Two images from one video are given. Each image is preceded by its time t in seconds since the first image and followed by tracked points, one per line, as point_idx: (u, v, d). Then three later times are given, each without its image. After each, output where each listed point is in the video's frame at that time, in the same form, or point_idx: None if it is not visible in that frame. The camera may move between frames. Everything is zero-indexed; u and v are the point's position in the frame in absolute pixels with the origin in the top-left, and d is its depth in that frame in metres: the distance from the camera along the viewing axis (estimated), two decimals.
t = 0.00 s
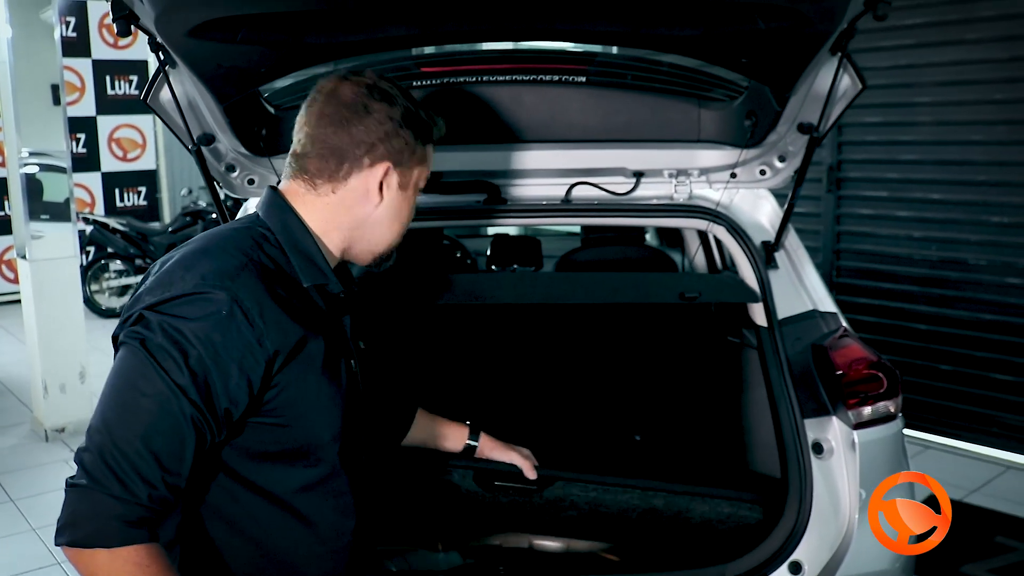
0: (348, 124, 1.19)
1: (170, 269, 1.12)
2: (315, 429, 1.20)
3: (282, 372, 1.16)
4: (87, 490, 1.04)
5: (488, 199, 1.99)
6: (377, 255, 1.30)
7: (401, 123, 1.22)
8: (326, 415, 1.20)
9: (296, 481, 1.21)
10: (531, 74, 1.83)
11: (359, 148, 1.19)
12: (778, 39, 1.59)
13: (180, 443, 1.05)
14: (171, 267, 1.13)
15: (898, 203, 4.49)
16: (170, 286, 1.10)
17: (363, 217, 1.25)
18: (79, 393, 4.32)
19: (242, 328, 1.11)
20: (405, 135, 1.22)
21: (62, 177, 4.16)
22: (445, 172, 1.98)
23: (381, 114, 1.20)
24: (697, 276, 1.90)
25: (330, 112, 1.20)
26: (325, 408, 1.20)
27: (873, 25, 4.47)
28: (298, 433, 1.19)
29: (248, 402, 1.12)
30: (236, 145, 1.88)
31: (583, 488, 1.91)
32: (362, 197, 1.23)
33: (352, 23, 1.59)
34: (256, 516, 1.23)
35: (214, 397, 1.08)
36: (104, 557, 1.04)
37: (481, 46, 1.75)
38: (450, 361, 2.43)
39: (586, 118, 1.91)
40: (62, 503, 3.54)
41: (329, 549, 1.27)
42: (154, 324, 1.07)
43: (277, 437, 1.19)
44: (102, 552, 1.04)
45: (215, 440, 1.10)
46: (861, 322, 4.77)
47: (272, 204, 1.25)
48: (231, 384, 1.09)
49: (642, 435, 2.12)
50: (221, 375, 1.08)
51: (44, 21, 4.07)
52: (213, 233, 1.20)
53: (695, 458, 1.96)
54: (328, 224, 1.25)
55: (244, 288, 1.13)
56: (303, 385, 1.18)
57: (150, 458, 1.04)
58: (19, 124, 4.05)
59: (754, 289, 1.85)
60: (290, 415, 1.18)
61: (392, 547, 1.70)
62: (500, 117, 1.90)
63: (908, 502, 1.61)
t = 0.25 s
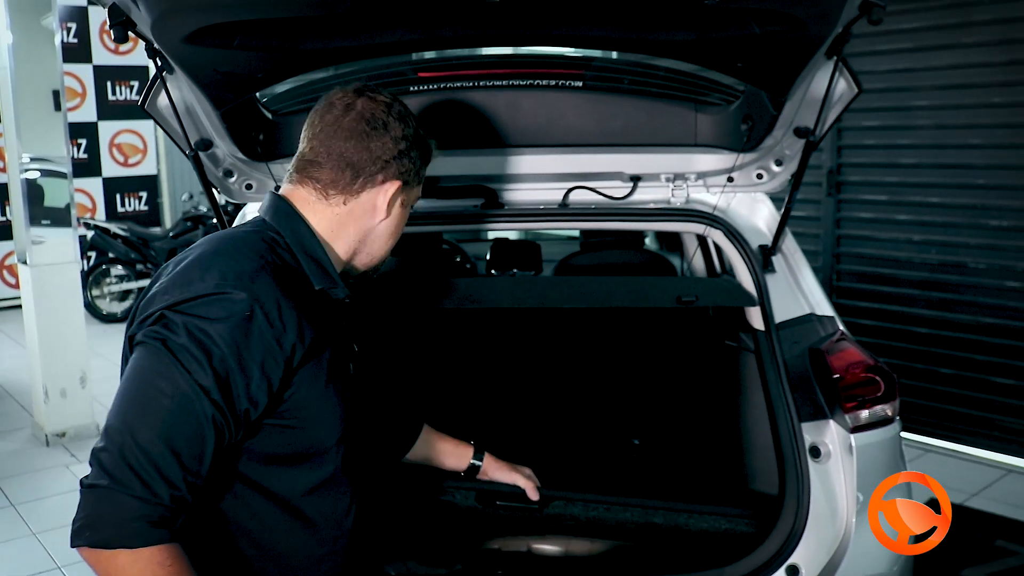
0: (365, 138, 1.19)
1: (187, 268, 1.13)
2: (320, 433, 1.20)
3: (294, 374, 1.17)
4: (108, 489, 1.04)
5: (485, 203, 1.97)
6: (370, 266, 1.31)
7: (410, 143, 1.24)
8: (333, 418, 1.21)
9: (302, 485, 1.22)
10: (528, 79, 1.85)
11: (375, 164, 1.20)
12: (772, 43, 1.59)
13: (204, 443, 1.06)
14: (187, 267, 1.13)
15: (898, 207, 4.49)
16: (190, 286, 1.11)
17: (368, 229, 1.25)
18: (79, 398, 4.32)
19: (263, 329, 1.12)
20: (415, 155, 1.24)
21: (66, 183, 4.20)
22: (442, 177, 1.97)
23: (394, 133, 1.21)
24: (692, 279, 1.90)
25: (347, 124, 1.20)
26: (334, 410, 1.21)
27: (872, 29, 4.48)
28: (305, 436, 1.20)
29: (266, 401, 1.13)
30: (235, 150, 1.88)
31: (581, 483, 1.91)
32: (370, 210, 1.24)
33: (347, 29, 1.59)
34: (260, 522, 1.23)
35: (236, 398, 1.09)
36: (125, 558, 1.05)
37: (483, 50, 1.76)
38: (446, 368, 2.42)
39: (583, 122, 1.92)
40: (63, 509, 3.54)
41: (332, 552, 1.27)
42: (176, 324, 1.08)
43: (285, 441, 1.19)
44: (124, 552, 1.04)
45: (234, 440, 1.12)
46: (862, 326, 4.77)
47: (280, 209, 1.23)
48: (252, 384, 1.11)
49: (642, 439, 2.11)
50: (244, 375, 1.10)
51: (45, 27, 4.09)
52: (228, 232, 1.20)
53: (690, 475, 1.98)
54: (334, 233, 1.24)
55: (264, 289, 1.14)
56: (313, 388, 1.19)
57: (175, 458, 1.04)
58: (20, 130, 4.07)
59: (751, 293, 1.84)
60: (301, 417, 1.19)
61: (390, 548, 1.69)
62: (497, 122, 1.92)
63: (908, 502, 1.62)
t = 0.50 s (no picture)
0: (366, 137, 1.19)
1: (200, 270, 1.12)
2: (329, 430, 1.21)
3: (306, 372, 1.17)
4: (130, 494, 1.03)
5: (485, 203, 1.97)
6: (369, 262, 1.31)
7: (408, 140, 1.24)
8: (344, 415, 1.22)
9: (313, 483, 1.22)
10: (528, 78, 1.86)
11: (377, 162, 1.20)
12: (771, 43, 1.59)
13: (224, 444, 1.06)
14: (199, 269, 1.12)
15: (899, 208, 4.48)
16: (204, 288, 1.10)
17: (370, 226, 1.26)
18: (81, 399, 4.32)
19: (279, 329, 1.12)
20: (414, 152, 1.25)
21: (67, 185, 4.18)
22: (442, 177, 1.97)
23: (393, 130, 1.21)
24: (691, 279, 1.89)
25: (347, 123, 1.19)
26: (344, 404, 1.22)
27: (874, 30, 4.47)
28: (314, 435, 1.20)
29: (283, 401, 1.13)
30: (235, 151, 1.88)
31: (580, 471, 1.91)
32: (371, 208, 1.24)
33: (346, 29, 1.60)
34: (273, 522, 1.23)
35: (255, 399, 1.09)
36: (151, 562, 1.04)
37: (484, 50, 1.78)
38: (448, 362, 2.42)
39: (583, 122, 1.92)
40: (64, 510, 3.54)
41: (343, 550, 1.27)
42: (192, 326, 1.07)
43: (296, 439, 1.19)
44: (149, 558, 1.04)
45: (252, 440, 1.11)
46: (864, 327, 4.76)
47: (284, 208, 1.23)
48: (270, 384, 1.10)
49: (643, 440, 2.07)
50: (263, 376, 1.09)
51: (48, 29, 4.10)
52: (239, 232, 1.19)
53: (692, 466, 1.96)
54: (336, 231, 1.24)
55: (280, 289, 1.14)
56: (325, 384, 1.19)
57: (196, 460, 1.04)
58: (22, 131, 4.07)
59: (751, 294, 1.84)
60: (315, 414, 1.19)
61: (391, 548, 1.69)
62: (496, 122, 1.92)
63: (909, 502, 1.62)
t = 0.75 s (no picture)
0: (351, 130, 1.19)
1: (192, 272, 1.12)
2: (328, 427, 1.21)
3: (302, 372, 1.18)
4: (128, 498, 1.03)
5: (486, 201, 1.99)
6: (363, 255, 1.32)
7: (395, 129, 1.23)
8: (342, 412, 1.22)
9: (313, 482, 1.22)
10: (528, 77, 1.84)
11: (363, 155, 1.20)
12: (771, 40, 1.59)
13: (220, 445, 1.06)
14: (190, 271, 1.12)
15: (901, 206, 4.48)
16: (196, 290, 1.10)
17: (360, 219, 1.26)
18: (83, 397, 4.34)
19: (273, 329, 1.12)
20: (400, 142, 1.24)
21: (69, 183, 4.18)
22: (443, 175, 1.98)
23: (378, 120, 1.21)
24: (692, 278, 1.88)
25: (331, 117, 1.19)
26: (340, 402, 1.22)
27: (875, 28, 4.47)
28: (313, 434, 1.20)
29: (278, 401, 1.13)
30: (235, 149, 1.89)
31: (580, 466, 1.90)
32: (361, 201, 1.24)
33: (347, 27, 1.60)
34: (273, 521, 1.23)
35: (250, 400, 1.09)
36: (152, 565, 1.04)
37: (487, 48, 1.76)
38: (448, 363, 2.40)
39: (584, 120, 1.92)
40: (67, 507, 3.55)
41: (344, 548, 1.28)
42: (185, 328, 1.07)
43: (294, 438, 1.20)
44: (151, 561, 1.04)
45: (249, 440, 1.12)
46: (866, 326, 4.76)
47: (274, 206, 1.23)
48: (264, 384, 1.11)
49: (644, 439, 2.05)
50: (257, 375, 1.10)
51: (50, 28, 4.10)
52: (229, 233, 1.20)
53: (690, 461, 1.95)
54: (327, 226, 1.25)
55: (273, 288, 1.14)
56: (322, 382, 1.20)
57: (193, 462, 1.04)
58: (24, 129, 4.08)
59: (751, 291, 1.84)
60: (312, 412, 1.20)
61: (391, 545, 1.70)
62: (497, 120, 1.92)
63: (908, 502, 1.61)
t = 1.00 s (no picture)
0: (340, 128, 1.19)
1: (182, 266, 1.13)
2: (320, 429, 1.21)
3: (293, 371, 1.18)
4: (107, 486, 1.02)
5: (486, 202, 1.97)
6: (371, 256, 1.30)
7: (390, 125, 1.22)
8: (333, 416, 1.22)
9: (301, 483, 1.22)
10: (527, 78, 1.84)
11: (355, 152, 1.20)
12: (770, 40, 1.60)
13: (201, 436, 1.05)
14: (182, 266, 1.13)
15: (902, 205, 4.48)
16: (185, 283, 1.11)
17: (360, 217, 1.25)
18: (86, 399, 4.34)
19: (259, 322, 1.12)
20: (395, 137, 1.23)
21: (71, 185, 4.19)
22: (443, 176, 1.98)
23: (370, 117, 1.21)
24: (694, 278, 1.88)
25: (322, 118, 1.20)
26: (332, 406, 1.22)
27: (876, 27, 4.47)
28: (303, 434, 1.20)
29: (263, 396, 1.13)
30: (236, 151, 1.89)
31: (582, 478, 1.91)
32: (358, 199, 1.23)
33: (346, 29, 1.60)
34: (258, 518, 1.23)
35: (234, 392, 1.09)
36: (128, 555, 1.03)
37: (487, 50, 1.75)
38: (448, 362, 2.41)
39: (584, 122, 1.94)
40: (70, 508, 3.56)
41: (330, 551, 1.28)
42: (171, 320, 1.08)
43: (283, 436, 1.20)
44: (126, 551, 1.03)
45: (233, 434, 1.11)
46: (867, 325, 4.76)
47: (273, 208, 1.25)
48: (249, 377, 1.10)
49: (643, 438, 2.13)
50: (242, 368, 1.09)
51: (52, 31, 4.11)
52: (222, 232, 1.21)
53: (691, 479, 1.97)
54: (326, 226, 1.25)
55: (260, 284, 1.14)
56: (314, 383, 1.20)
57: (173, 451, 1.03)
58: (26, 132, 4.09)
59: (752, 291, 1.85)
60: (299, 413, 1.20)
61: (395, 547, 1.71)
62: (497, 121, 1.93)
63: (908, 502, 1.61)
